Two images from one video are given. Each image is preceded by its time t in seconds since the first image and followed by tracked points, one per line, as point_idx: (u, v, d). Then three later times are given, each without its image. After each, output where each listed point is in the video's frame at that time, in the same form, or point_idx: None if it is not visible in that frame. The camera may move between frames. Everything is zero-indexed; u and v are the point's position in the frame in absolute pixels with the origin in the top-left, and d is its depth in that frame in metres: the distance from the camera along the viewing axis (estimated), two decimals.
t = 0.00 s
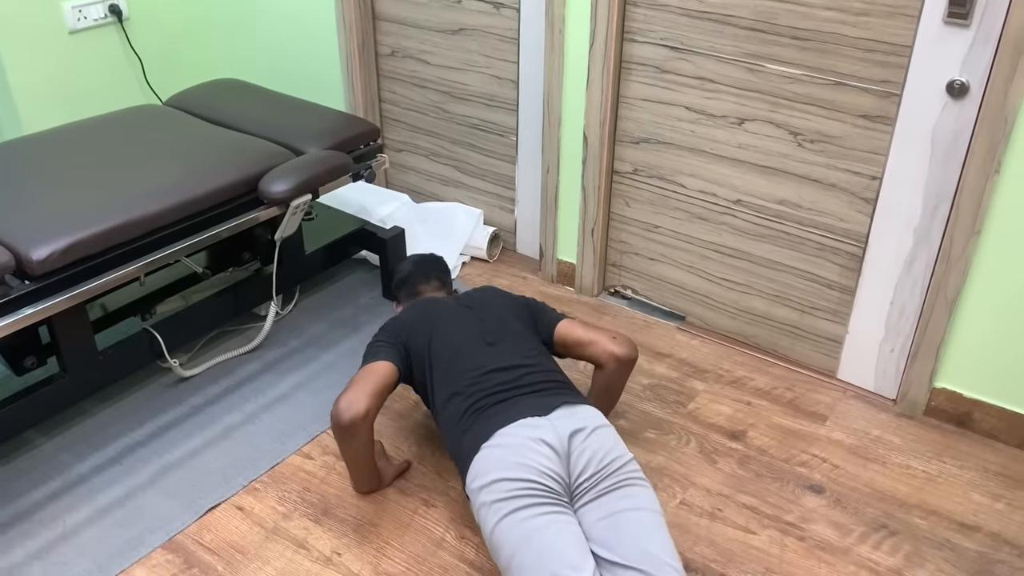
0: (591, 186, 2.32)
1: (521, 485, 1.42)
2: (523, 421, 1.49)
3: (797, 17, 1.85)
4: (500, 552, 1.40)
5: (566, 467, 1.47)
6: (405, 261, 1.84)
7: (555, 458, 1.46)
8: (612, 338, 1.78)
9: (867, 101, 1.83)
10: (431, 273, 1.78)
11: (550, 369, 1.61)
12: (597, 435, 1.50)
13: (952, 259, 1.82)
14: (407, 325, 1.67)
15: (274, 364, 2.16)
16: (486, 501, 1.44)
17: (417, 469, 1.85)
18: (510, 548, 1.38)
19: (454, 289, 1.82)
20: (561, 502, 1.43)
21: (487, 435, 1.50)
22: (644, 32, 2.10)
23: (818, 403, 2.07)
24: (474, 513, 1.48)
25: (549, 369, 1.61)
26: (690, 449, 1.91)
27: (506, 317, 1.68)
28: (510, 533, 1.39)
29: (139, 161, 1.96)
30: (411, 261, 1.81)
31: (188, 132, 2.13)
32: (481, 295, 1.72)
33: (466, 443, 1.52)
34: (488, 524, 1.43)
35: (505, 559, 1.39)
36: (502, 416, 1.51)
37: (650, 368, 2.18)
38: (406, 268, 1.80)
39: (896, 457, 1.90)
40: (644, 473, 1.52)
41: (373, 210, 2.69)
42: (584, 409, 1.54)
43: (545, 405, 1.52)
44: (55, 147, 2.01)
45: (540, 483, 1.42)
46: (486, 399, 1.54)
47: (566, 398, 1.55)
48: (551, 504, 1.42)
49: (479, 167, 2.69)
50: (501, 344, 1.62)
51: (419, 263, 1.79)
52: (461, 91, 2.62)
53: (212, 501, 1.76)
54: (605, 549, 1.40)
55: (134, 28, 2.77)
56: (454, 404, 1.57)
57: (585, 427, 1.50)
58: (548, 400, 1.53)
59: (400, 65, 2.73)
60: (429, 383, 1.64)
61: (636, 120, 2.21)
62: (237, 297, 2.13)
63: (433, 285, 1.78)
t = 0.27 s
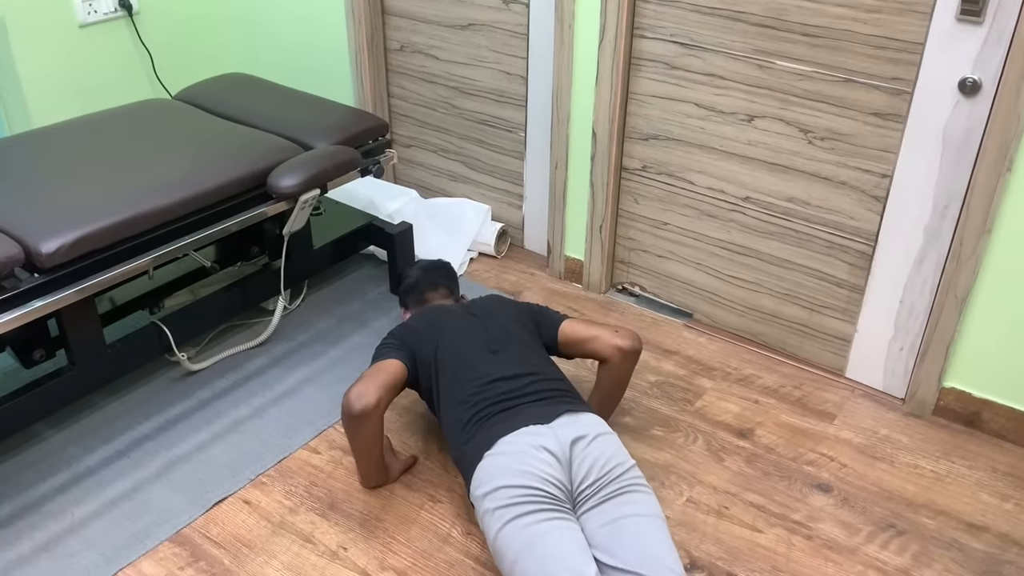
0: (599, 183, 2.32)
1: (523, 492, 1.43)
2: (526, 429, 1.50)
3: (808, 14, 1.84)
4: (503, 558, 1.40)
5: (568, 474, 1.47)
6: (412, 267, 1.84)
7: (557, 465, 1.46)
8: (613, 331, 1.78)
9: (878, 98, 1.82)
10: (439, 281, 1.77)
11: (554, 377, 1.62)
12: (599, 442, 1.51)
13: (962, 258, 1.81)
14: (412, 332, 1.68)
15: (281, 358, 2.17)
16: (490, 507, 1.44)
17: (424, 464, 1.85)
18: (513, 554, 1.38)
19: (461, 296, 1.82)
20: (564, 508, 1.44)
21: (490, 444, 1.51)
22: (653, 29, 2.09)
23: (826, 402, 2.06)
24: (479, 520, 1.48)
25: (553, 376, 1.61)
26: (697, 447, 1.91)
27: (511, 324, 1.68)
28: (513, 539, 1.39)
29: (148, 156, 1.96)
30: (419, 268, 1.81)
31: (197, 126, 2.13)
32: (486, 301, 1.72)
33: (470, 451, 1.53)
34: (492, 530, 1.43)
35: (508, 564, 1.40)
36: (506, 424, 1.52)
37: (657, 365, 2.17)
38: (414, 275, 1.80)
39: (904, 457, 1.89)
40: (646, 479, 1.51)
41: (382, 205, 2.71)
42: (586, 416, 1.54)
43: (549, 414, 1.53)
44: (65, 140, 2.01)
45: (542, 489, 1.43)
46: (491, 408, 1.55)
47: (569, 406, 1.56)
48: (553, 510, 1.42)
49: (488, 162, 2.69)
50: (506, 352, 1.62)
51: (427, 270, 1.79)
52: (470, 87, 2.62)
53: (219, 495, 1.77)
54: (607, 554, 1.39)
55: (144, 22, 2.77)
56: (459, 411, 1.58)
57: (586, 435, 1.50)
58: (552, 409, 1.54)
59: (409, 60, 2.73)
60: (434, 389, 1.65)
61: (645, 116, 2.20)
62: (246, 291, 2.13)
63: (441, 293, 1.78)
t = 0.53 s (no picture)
0: (607, 180, 2.31)
1: (529, 480, 1.42)
2: (530, 416, 1.50)
3: (818, 10, 1.83)
4: (508, 547, 1.39)
5: (573, 463, 1.47)
6: (418, 248, 1.83)
7: (562, 454, 1.46)
8: (623, 328, 1.77)
9: (888, 96, 1.81)
10: (445, 263, 1.77)
11: (559, 366, 1.62)
12: (604, 432, 1.50)
13: (971, 257, 1.80)
14: (418, 317, 1.67)
15: (288, 353, 2.17)
16: (494, 495, 1.43)
17: (429, 460, 1.85)
18: (519, 543, 1.37)
19: (467, 280, 1.81)
20: (569, 497, 1.43)
21: (495, 431, 1.50)
22: (662, 25, 2.09)
23: (833, 400, 2.05)
24: (483, 507, 1.47)
25: (558, 364, 1.61)
26: (703, 445, 1.91)
27: (516, 311, 1.68)
28: (518, 528, 1.38)
29: (156, 149, 1.96)
30: (425, 250, 1.80)
31: (205, 120, 2.14)
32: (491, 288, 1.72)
33: (475, 438, 1.53)
34: (496, 518, 1.42)
35: (513, 553, 1.38)
36: (512, 412, 1.52)
37: (664, 362, 2.17)
38: (420, 257, 1.79)
39: (911, 456, 1.89)
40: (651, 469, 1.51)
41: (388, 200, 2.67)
42: (591, 406, 1.54)
43: (554, 401, 1.53)
44: (73, 134, 2.02)
45: (548, 478, 1.42)
46: (496, 395, 1.55)
47: (574, 394, 1.56)
48: (559, 499, 1.41)
49: (495, 158, 2.68)
50: (511, 339, 1.62)
51: (433, 252, 1.78)
52: (478, 82, 2.61)
53: (225, 488, 1.77)
54: (613, 545, 1.38)
55: (153, 16, 2.78)
56: (464, 398, 1.57)
57: (592, 424, 1.50)
58: (557, 397, 1.54)
59: (417, 55, 2.73)
60: (439, 376, 1.64)
61: (653, 113, 2.20)
62: (252, 286, 2.13)
63: (447, 276, 1.77)
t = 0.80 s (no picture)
0: (611, 177, 2.31)
1: (535, 459, 1.39)
2: (538, 391, 1.46)
3: (824, 7, 1.82)
4: (513, 526, 1.37)
5: (581, 441, 1.44)
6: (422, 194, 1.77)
7: (570, 431, 1.42)
8: (634, 326, 1.75)
9: (895, 93, 1.80)
10: (452, 212, 1.72)
11: (568, 333, 1.57)
12: (614, 408, 1.46)
13: (977, 255, 1.79)
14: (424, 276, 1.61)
15: (292, 348, 2.17)
16: (500, 472, 1.41)
17: (433, 456, 1.85)
18: (524, 522, 1.35)
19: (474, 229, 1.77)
20: (576, 476, 1.40)
21: (501, 404, 1.47)
22: (668, 21, 2.08)
23: (837, 398, 2.05)
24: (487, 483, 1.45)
25: (568, 333, 1.56)
26: (707, 442, 1.90)
27: (527, 272, 1.61)
28: (524, 506, 1.36)
29: (161, 145, 1.96)
30: (431, 195, 1.75)
31: (209, 115, 2.14)
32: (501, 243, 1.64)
33: (480, 410, 1.50)
34: (501, 496, 1.40)
35: (518, 533, 1.37)
36: (518, 384, 1.48)
37: (668, 359, 2.17)
38: (425, 203, 1.74)
39: (915, 455, 1.88)
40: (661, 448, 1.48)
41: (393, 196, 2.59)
42: (601, 379, 1.50)
43: (563, 374, 1.48)
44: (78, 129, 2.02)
45: (555, 457, 1.39)
46: (503, 365, 1.51)
47: (584, 366, 1.51)
48: (565, 478, 1.39)
49: (500, 155, 2.68)
50: (520, 304, 1.56)
51: (439, 199, 1.73)
52: (483, 79, 2.61)
53: (228, 484, 1.77)
54: (620, 527, 1.36)
55: (158, 12, 2.78)
56: (470, 366, 1.54)
57: (602, 400, 1.46)
58: (567, 369, 1.49)
59: (422, 52, 2.73)
60: (444, 338, 1.60)
61: (658, 109, 2.19)
62: (257, 283, 2.14)
63: (453, 225, 1.73)
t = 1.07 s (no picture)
0: (613, 174, 2.31)
1: (547, 438, 1.37)
2: (551, 365, 1.40)
3: (826, 4, 1.82)
4: (523, 505, 1.37)
5: (593, 420, 1.41)
6: (424, 134, 1.64)
7: (583, 409, 1.39)
8: (625, 318, 1.71)
9: (897, 91, 1.80)
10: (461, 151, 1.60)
11: (581, 301, 1.50)
12: (630, 386, 1.43)
13: (979, 252, 1.79)
14: (431, 233, 1.51)
15: (294, 346, 2.17)
16: (510, 449, 1.39)
17: (434, 454, 1.85)
18: (533, 502, 1.34)
19: (483, 172, 1.65)
20: (588, 456, 1.38)
21: (512, 378, 1.41)
22: (670, 19, 2.08)
23: (839, 396, 2.05)
24: (496, 457, 1.43)
25: (581, 302, 1.50)
26: (709, 440, 1.90)
27: (538, 233, 1.53)
28: (534, 487, 1.35)
29: (163, 143, 1.96)
30: (438, 132, 1.61)
31: (211, 113, 2.14)
32: (512, 198, 1.54)
33: (489, 382, 1.44)
34: (511, 473, 1.39)
35: (527, 511, 1.36)
36: (531, 357, 1.42)
37: (670, 357, 2.17)
38: (432, 140, 1.61)
39: (917, 452, 1.88)
40: (674, 427, 1.46)
41: (394, 195, 2.64)
42: (617, 354, 1.45)
43: (577, 348, 1.42)
44: (80, 127, 2.02)
45: (567, 437, 1.37)
46: (514, 336, 1.45)
47: (598, 339, 1.46)
48: (577, 458, 1.37)
49: (501, 153, 2.68)
50: (532, 271, 1.49)
51: (447, 136, 1.60)
52: (485, 77, 2.61)
53: (230, 481, 1.78)
54: (631, 509, 1.36)
55: (160, 10, 2.78)
56: (479, 334, 1.47)
57: (618, 378, 1.41)
58: (581, 342, 1.43)
59: (424, 49, 2.73)
60: (451, 301, 1.53)
61: (660, 107, 2.19)
62: (258, 281, 2.14)
63: (461, 166, 1.60)
